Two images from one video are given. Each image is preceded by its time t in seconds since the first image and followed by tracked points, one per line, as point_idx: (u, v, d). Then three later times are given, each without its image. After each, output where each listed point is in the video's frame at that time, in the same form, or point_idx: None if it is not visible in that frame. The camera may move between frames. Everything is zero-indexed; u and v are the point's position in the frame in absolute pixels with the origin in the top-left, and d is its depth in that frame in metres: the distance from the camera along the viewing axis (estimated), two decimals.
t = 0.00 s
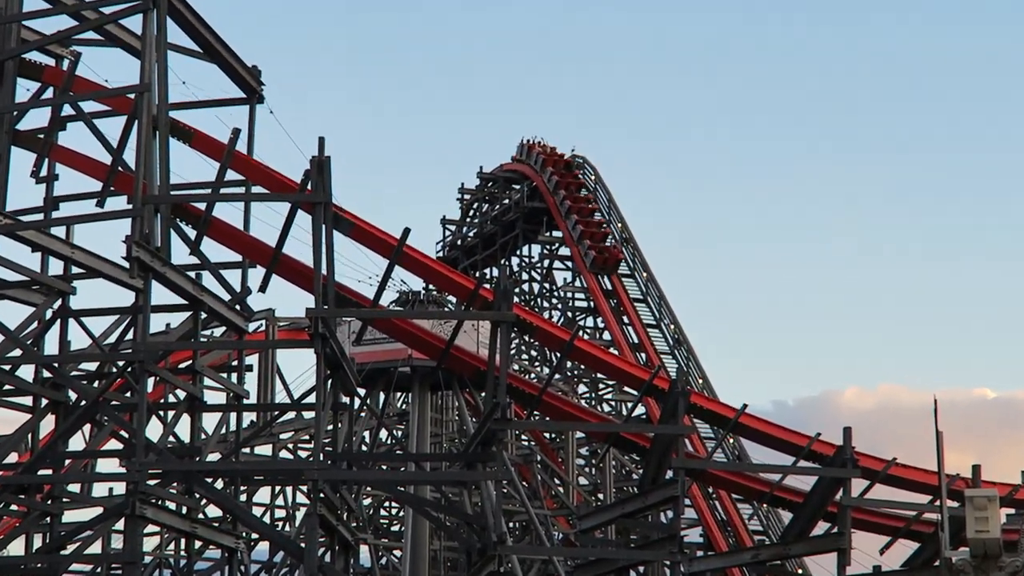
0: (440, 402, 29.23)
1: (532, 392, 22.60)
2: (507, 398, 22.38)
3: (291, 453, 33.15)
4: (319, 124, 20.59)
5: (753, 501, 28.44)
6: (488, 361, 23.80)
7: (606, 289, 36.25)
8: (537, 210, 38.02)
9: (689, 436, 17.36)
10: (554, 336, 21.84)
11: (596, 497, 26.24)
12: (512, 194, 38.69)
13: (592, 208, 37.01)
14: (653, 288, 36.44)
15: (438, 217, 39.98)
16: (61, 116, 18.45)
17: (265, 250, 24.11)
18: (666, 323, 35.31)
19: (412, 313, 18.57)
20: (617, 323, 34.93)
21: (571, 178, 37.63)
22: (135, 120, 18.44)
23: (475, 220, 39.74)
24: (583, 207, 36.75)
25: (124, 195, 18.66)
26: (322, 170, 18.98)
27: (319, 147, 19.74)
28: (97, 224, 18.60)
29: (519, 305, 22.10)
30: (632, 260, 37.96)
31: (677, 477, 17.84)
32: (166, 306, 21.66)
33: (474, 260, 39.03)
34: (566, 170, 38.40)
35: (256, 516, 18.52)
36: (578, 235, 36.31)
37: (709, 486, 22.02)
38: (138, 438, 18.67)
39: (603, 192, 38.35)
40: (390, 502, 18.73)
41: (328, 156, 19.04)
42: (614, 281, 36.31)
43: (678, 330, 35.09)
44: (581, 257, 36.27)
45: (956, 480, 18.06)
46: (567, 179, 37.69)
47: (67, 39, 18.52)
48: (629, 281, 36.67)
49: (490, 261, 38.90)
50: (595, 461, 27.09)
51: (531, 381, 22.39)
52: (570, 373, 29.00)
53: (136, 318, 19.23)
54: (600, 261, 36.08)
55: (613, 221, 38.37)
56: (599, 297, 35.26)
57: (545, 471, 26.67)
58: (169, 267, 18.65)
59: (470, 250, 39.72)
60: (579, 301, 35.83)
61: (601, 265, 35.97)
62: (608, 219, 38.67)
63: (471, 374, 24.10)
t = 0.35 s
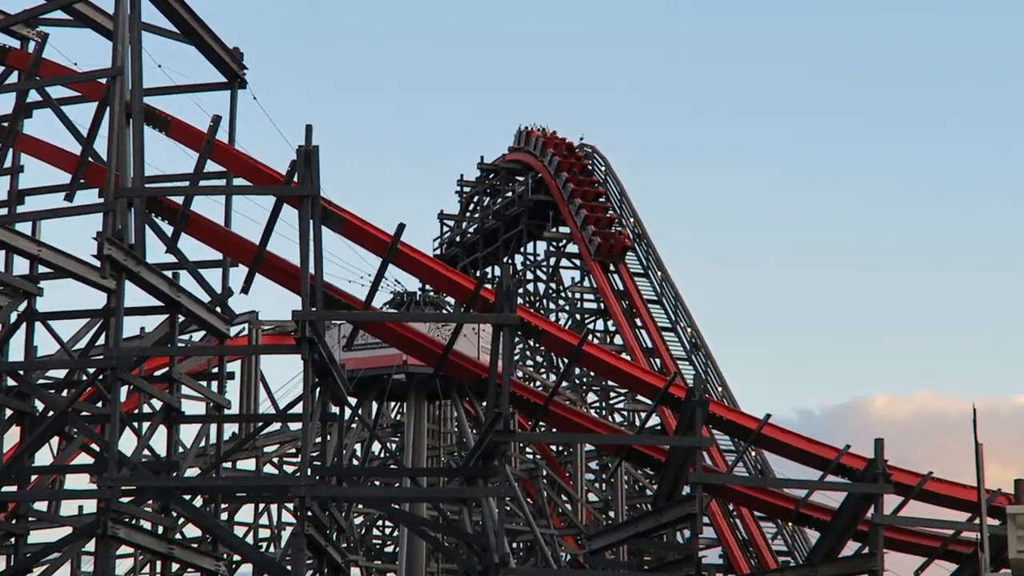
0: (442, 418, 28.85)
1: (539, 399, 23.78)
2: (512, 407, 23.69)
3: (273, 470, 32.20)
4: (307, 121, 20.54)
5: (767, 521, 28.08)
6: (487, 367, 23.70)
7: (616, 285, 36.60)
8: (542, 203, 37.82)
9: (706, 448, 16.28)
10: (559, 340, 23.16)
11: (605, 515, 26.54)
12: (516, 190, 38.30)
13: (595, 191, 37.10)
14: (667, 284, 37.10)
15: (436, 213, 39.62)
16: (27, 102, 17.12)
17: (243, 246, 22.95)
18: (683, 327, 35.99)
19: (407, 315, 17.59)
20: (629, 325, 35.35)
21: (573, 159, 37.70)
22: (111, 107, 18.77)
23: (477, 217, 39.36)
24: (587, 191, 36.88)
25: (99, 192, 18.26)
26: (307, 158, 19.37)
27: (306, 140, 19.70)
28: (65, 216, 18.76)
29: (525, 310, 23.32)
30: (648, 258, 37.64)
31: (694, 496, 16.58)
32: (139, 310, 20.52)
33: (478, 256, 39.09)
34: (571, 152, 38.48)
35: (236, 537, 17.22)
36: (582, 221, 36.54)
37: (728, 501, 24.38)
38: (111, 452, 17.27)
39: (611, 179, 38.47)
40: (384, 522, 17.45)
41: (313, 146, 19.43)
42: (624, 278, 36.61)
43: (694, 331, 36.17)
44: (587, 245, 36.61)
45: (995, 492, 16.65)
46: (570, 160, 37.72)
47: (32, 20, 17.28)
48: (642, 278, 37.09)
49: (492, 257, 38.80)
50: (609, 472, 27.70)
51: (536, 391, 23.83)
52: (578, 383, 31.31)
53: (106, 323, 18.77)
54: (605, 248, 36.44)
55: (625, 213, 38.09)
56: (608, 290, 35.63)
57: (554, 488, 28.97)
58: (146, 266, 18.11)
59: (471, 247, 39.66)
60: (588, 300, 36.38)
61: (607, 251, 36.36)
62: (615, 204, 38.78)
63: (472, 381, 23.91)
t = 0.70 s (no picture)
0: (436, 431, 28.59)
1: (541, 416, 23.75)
2: (516, 421, 23.80)
3: (264, 484, 31.66)
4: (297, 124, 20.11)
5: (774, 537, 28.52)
6: (486, 381, 23.27)
7: (621, 292, 35.87)
8: (543, 208, 37.20)
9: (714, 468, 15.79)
10: (563, 351, 22.84)
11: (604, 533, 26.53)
12: (518, 195, 37.70)
13: (594, 186, 36.83)
14: (674, 294, 36.46)
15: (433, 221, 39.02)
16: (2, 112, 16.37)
17: (230, 252, 22.26)
18: (690, 337, 35.27)
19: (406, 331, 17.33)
20: (635, 335, 34.64)
21: (569, 155, 37.53)
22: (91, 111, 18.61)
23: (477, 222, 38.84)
24: (585, 186, 36.54)
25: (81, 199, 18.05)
26: (298, 162, 18.70)
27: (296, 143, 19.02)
28: (43, 224, 18.63)
29: (526, 321, 22.95)
30: (653, 265, 37.02)
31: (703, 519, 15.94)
32: (124, 322, 19.93)
33: (477, 264, 38.53)
34: (567, 150, 38.38)
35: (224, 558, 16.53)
36: (580, 217, 36.03)
37: (740, 518, 25.67)
38: (94, 470, 16.57)
39: (616, 185, 37.83)
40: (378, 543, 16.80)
41: (304, 149, 18.74)
42: (628, 286, 35.90)
43: (701, 342, 35.54)
44: (585, 241, 36.11)
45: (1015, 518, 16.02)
46: (567, 158, 37.53)
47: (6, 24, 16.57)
48: (647, 286, 36.44)
49: (491, 265, 38.28)
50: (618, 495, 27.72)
51: (539, 405, 23.83)
52: (580, 397, 32.04)
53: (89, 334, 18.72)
54: (604, 245, 35.93)
55: (631, 219, 37.33)
56: (612, 297, 35.02)
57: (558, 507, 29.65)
58: (129, 275, 17.86)
59: (469, 255, 39.12)
60: (593, 309, 35.66)
61: (605, 248, 35.79)
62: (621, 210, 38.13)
63: (472, 395, 23.30)
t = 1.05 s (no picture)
0: (436, 438, 28.51)
1: (542, 418, 23.81)
2: (516, 424, 23.87)
3: (264, 486, 31.68)
4: (297, 127, 20.15)
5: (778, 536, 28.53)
6: (487, 384, 23.32)
7: (621, 294, 35.88)
8: (544, 211, 37.02)
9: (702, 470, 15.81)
10: (563, 354, 22.84)
11: (605, 536, 26.46)
12: (517, 198, 37.72)
13: (588, 178, 37.21)
14: (676, 296, 36.47)
15: (434, 223, 39.09)
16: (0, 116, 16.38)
17: (232, 255, 22.30)
18: (691, 339, 35.28)
19: (408, 330, 17.36)
20: (636, 337, 34.65)
21: (562, 149, 38.00)
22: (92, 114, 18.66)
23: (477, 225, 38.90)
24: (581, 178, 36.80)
25: (83, 201, 18.04)
26: (297, 166, 18.72)
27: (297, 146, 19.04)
28: (44, 227, 18.64)
29: (527, 324, 22.94)
30: (653, 266, 37.02)
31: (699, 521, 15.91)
32: (124, 325, 19.95)
33: (478, 266, 38.63)
34: (562, 148, 38.57)
35: (224, 561, 16.54)
36: (575, 208, 36.27)
37: (742, 521, 25.68)
38: (95, 474, 16.57)
39: (617, 187, 37.80)
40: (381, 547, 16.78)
41: (305, 152, 18.73)
42: (629, 288, 35.92)
43: (702, 344, 35.52)
44: (581, 233, 36.27)
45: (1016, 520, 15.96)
46: (562, 153, 37.95)
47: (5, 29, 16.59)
48: (648, 288, 36.43)
49: (492, 267, 38.38)
50: (619, 497, 27.77)
51: (538, 407, 23.89)
52: (582, 399, 32.07)
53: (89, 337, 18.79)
54: (599, 237, 36.05)
55: (631, 222, 37.30)
56: (612, 299, 35.05)
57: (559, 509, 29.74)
58: (129, 279, 17.83)
59: (470, 258, 39.21)
60: (593, 312, 35.67)
61: (601, 239, 35.94)
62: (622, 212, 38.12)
63: (472, 397, 23.31)
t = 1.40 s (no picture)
0: (437, 440, 28.54)
1: (543, 419, 23.83)
2: (516, 425, 23.89)
3: (264, 488, 31.68)
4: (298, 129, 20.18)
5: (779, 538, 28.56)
6: (487, 385, 23.32)
7: (621, 296, 35.86)
8: (544, 213, 36.94)
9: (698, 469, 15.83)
10: (563, 355, 22.85)
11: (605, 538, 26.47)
12: (517, 199, 37.69)
13: (583, 168, 37.46)
14: (676, 297, 36.43)
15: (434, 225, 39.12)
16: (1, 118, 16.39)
17: (233, 258, 22.30)
18: (691, 340, 35.27)
19: (408, 332, 17.39)
20: (636, 337, 34.63)
21: (556, 143, 38.39)
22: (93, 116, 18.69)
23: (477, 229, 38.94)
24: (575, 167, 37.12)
25: (83, 203, 18.06)
26: (297, 167, 18.75)
27: (297, 147, 19.07)
28: (44, 229, 18.65)
29: (527, 325, 22.97)
30: (654, 269, 37.00)
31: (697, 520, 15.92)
32: (125, 328, 19.96)
33: (478, 268, 38.66)
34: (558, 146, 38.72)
35: (225, 563, 16.55)
36: (571, 199, 36.43)
37: (743, 522, 25.72)
38: (96, 476, 16.58)
39: (617, 188, 37.75)
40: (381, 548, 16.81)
41: (306, 154, 18.77)
42: (630, 289, 35.90)
43: (702, 346, 35.51)
44: (576, 224, 36.29)
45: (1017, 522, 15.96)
46: (556, 149, 38.33)
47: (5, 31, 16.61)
48: (648, 289, 36.44)
49: (492, 269, 38.44)
50: (619, 499, 27.80)
51: (539, 409, 23.92)
52: (582, 401, 32.09)
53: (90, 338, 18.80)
54: (594, 227, 36.02)
55: (631, 222, 37.25)
56: (612, 299, 35.13)
57: (559, 510, 29.78)
58: (130, 281, 17.84)
59: (470, 259, 39.24)
60: (593, 313, 35.66)
61: (595, 229, 35.92)
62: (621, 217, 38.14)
63: (472, 398, 23.33)
